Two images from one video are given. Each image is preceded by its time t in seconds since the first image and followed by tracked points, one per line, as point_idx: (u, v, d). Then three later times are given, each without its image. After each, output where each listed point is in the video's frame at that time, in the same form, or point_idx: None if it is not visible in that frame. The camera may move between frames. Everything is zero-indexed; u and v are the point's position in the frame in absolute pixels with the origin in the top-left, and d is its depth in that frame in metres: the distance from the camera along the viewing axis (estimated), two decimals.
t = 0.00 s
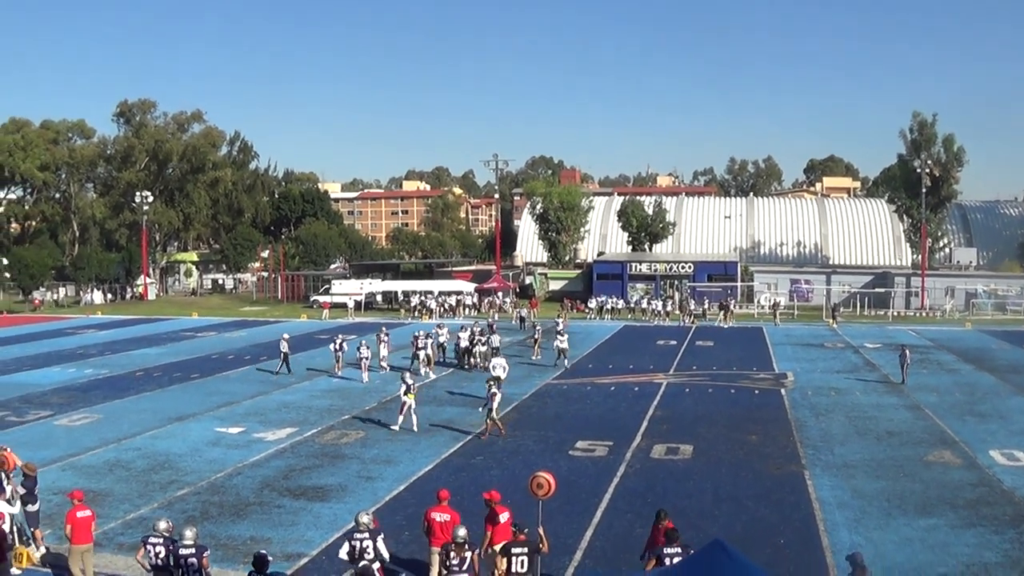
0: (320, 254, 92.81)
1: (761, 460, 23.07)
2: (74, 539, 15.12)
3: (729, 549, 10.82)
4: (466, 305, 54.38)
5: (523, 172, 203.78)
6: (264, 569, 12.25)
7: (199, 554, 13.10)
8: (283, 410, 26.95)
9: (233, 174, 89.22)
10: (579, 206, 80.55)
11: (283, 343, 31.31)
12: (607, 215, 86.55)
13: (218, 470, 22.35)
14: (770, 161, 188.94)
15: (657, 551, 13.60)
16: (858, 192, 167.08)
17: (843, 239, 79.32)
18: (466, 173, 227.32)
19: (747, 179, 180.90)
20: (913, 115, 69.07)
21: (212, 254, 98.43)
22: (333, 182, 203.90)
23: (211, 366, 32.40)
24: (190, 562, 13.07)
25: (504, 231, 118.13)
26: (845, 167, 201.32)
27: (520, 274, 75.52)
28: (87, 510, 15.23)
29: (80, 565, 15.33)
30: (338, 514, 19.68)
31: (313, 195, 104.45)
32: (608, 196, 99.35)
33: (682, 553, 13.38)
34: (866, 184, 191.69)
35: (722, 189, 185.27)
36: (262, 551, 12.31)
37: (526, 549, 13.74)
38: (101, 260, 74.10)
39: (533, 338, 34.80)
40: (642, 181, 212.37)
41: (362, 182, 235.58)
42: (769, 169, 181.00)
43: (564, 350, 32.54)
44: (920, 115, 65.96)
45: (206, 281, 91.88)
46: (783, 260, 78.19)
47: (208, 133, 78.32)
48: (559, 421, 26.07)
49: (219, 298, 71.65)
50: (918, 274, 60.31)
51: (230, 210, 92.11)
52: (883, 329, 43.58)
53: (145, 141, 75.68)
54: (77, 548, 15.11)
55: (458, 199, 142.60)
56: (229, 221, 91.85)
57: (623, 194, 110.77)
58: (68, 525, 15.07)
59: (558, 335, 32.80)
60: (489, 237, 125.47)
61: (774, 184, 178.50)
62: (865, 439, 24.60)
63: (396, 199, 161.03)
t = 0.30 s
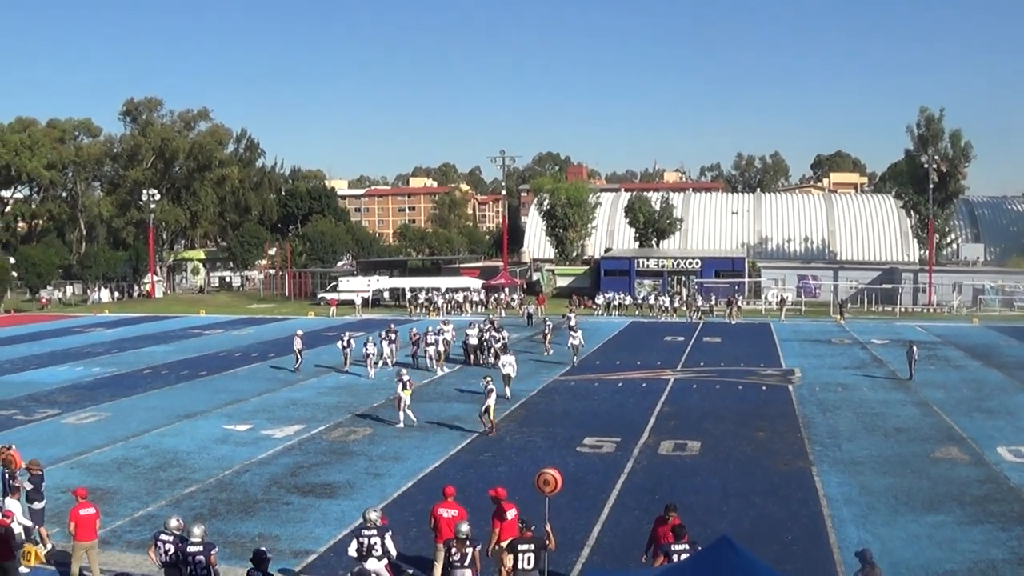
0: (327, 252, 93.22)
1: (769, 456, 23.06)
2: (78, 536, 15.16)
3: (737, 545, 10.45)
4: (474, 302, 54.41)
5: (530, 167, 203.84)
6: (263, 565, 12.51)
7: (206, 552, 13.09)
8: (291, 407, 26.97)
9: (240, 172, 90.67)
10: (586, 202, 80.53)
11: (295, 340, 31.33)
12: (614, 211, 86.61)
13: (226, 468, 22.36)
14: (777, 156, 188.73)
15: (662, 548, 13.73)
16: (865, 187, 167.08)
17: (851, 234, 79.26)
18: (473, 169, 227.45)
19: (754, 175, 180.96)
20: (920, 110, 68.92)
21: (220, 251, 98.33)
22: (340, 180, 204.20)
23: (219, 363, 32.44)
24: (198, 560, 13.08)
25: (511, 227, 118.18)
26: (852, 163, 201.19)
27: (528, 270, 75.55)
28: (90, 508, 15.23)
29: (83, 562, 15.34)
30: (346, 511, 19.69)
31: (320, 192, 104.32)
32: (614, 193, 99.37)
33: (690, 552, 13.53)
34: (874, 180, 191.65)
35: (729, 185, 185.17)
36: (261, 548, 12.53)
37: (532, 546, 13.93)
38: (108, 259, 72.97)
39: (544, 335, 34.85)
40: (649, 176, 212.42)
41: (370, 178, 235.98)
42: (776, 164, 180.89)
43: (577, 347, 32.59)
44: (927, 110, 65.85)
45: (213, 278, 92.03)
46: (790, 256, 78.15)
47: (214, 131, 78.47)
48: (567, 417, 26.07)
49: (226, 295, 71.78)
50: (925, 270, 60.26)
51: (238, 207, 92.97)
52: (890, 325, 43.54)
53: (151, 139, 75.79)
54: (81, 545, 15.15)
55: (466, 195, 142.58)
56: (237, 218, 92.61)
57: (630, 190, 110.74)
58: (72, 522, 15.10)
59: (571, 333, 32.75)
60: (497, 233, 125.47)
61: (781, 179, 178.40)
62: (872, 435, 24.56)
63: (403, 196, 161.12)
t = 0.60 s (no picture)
0: (337, 242, 93.12)
1: (781, 441, 23.06)
2: (84, 529, 15.07)
3: (748, 529, 10.09)
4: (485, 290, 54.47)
5: (539, 155, 203.68)
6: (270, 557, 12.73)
7: (217, 542, 13.10)
8: (303, 397, 27.02)
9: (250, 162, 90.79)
10: (596, 189, 80.44)
11: (312, 330, 31.45)
12: (623, 197, 86.65)
13: (239, 458, 22.40)
14: (786, 142, 188.31)
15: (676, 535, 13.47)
16: (874, 171, 166.94)
17: (861, 218, 79.18)
18: (481, 159, 227.36)
19: (764, 160, 180.69)
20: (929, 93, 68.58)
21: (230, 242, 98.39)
22: (349, 169, 204.33)
23: (230, 354, 32.50)
24: (209, 550, 13.11)
25: (521, 215, 118.17)
26: (861, 148, 200.78)
27: (538, 258, 75.57)
28: (95, 502, 15.12)
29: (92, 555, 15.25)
30: (359, 500, 19.71)
31: (330, 181, 104.02)
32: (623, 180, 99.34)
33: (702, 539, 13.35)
34: (883, 164, 191.34)
35: (739, 170, 184.75)
36: (268, 539, 12.80)
37: (545, 534, 13.80)
38: (119, 251, 73.10)
39: (560, 322, 34.89)
40: (658, 163, 212.06)
41: (379, 167, 235.92)
42: (785, 150, 180.55)
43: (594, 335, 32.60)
44: (936, 95, 65.52)
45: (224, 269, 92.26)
46: (800, 241, 78.06)
47: (223, 122, 78.84)
48: (579, 404, 26.11)
49: (238, 286, 71.91)
50: (936, 254, 60.18)
51: (248, 199, 92.81)
52: (901, 309, 43.51)
53: (161, 131, 75.56)
54: (88, 537, 15.05)
55: (476, 183, 142.51)
56: (247, 210, 92.39)
57: (639, 176, 110.59)
58: (76, 516, 15.04)
59: (587, 320, 32.75)
60: (506, 221, 125.49)
61: (791, 164, 178.09)
62: (884, 420, 24.56)
63: (413, 184, 161.23)
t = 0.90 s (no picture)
0: (346, 234, 93.24)
1: (790, 434, 23.06)
2: (88, 522, 14.94)
3: (757, 522, 9.98)
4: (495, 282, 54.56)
5: (549, 147, 203.71)
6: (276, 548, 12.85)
7: (227, 534, 13.13)
8: (313, 388, 27.07)
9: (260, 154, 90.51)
10: (605, 181, 80.38)
11: (328, 321, 31.48)
12: (633, 189, 86.58)
13: (249, 450, 22.44)
14: (795, 134, 188.04)
15: (685, 527, 13.40)
16: (883, 164, 166.56)
17: (871, 211, 79.08)
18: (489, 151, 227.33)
19: (774, 152, 180.28)
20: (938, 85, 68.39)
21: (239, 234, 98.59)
22: (358, 162, 204.42)
23: (240, 346, 32.55)
24: (218, 542, 13.15)
25: (530, 207, 118.20)
26: (871, 140, 200.28)
27: (548, 250, 75.65)
28: (95, 492, 14.93)
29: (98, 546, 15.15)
30: (369, 492, 19.74)
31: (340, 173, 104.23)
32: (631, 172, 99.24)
33: (712, 528, 13.18)
34: (893, 156, 191.09)
35: (748, 163, 184.52)
36: (274, 531, 12.89)
37: (554, 526, 13.83)
38: (128, 243, 73.37)
39: (574, 313, 35.02)
40: (668, 155, 211.85)
41: (388, 159, 235.91)
42: (795, 142, 180.33)
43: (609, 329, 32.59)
44: (945, 87, 65.37)
45: (234, 261, 92.67)
46: (810, 233, 77.97)
47: (232, 114, 78.42)
48: (588, 396, 26.13)
49: (247, 278, 71.91)
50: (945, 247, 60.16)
51: (258, 190, 92.80)
52: (911, 301, 43.50)
53: (170, 123, 75.75)
54: (93, 530, 14.94)
55: (486, 175, 142.52)
56: (257, 201, 92.37)
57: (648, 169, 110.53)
58: (78, 509, 14.90)
59: (601, 313, 32.87)
60: (516, 213, 125.55)
61: (801, 157, 177.94)
62: (893, 412, 24.55)
63: (422, 176, 161.34)
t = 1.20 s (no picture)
0: (352, 228, 93.42)
1: (797, 427, 23.05)
2: (94, 518, 14.80)
3: (765, 515, 9.85)
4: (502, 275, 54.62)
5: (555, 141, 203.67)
6: (284, 543, 12.71)
7: (237, 529, 13.09)
8: (319, 383, 27.09)
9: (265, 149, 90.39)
10: (611, 174, 80.33)
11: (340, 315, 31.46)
12: (639, 182, 86.57)
13: (255, 445, 22.47)
14: (801, 127, 187.79)
15: (693, 520, 13.29)
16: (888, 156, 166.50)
17: (877, 203, 79.03)
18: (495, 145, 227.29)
19: (779, 145, 180.21)
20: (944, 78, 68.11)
21: (244, 230, 98.68)
22: (363, 156, 204.61)
23: (246, 341, 32.58)
24: (229, 536, 13.11)
25: (536, 200, 118.23)
26: (877, 132, 200.10)
27: (554, 244, 75.73)
28: (100, 489, 14.79)
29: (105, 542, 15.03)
30: (375, 487, 19.75)
31: (345, 168, 104.35)
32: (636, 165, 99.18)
33: (719, 522, 13.07)
34: (899, 149, 190.82)
35: (754, 156, 184.32)
36: (281, 525, 12.71)
37: (561, 519, 13.77)
38: (134, 239, 73.74)
39: (586, 306, 35.01)
40: (673, 149, 211.66)
41: (394, 154, 235.94)
42: (801, 134, 180.12)
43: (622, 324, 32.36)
44: (951, 79, 65.15)
45: (240, 256, 92.90)
46: (815, 226, 77.94)
47: (237, 109, 78.64)
48: (594, 390, 26.12)
49: (253, 273, 71.99)
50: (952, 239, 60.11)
51: (263, 185, 92.51)
52: (918, 293, 43.45)
53: (175, 119, 75.85)
54: (99, 526, 14.81)
55: (492, 169, 142.47)
56: (263, 196, 92.12)
57: (654, 162, 110.46)
58: (84, 505, 14.77)
59: (615, 306, 32.56)
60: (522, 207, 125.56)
61: (807, 149, 177.74)
62: (900, 405, 24.52)
63: (428, 170, 161.32)
